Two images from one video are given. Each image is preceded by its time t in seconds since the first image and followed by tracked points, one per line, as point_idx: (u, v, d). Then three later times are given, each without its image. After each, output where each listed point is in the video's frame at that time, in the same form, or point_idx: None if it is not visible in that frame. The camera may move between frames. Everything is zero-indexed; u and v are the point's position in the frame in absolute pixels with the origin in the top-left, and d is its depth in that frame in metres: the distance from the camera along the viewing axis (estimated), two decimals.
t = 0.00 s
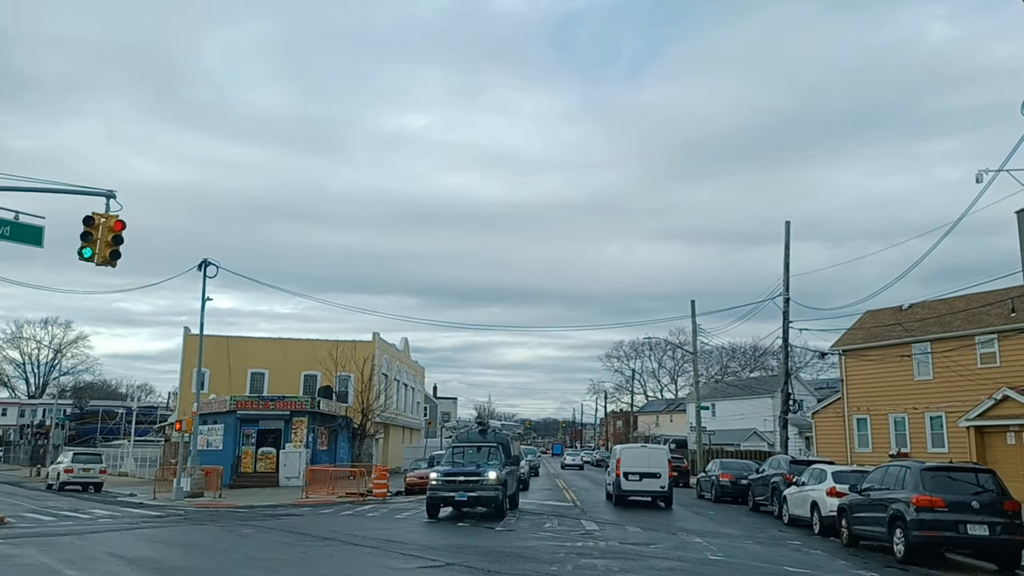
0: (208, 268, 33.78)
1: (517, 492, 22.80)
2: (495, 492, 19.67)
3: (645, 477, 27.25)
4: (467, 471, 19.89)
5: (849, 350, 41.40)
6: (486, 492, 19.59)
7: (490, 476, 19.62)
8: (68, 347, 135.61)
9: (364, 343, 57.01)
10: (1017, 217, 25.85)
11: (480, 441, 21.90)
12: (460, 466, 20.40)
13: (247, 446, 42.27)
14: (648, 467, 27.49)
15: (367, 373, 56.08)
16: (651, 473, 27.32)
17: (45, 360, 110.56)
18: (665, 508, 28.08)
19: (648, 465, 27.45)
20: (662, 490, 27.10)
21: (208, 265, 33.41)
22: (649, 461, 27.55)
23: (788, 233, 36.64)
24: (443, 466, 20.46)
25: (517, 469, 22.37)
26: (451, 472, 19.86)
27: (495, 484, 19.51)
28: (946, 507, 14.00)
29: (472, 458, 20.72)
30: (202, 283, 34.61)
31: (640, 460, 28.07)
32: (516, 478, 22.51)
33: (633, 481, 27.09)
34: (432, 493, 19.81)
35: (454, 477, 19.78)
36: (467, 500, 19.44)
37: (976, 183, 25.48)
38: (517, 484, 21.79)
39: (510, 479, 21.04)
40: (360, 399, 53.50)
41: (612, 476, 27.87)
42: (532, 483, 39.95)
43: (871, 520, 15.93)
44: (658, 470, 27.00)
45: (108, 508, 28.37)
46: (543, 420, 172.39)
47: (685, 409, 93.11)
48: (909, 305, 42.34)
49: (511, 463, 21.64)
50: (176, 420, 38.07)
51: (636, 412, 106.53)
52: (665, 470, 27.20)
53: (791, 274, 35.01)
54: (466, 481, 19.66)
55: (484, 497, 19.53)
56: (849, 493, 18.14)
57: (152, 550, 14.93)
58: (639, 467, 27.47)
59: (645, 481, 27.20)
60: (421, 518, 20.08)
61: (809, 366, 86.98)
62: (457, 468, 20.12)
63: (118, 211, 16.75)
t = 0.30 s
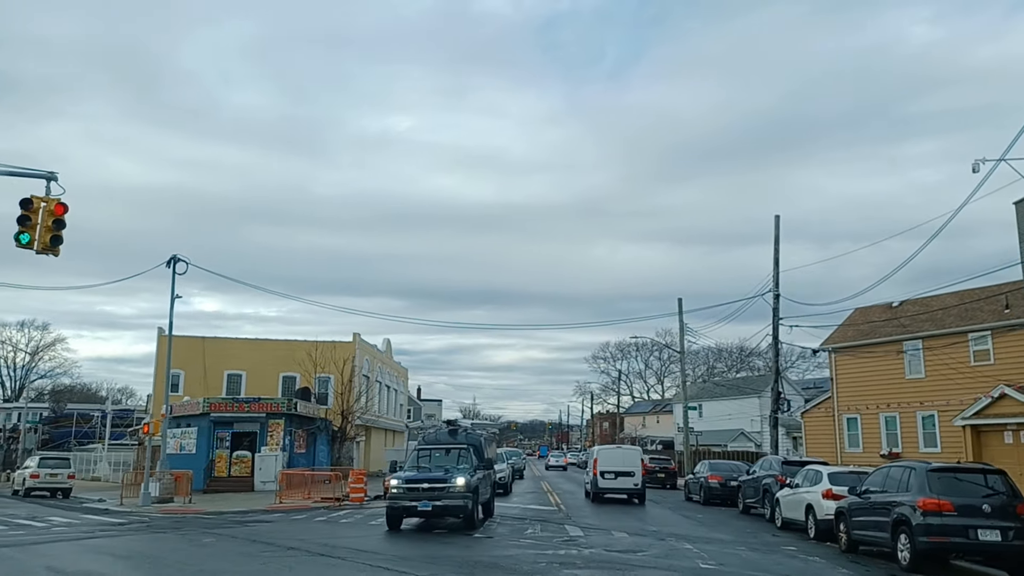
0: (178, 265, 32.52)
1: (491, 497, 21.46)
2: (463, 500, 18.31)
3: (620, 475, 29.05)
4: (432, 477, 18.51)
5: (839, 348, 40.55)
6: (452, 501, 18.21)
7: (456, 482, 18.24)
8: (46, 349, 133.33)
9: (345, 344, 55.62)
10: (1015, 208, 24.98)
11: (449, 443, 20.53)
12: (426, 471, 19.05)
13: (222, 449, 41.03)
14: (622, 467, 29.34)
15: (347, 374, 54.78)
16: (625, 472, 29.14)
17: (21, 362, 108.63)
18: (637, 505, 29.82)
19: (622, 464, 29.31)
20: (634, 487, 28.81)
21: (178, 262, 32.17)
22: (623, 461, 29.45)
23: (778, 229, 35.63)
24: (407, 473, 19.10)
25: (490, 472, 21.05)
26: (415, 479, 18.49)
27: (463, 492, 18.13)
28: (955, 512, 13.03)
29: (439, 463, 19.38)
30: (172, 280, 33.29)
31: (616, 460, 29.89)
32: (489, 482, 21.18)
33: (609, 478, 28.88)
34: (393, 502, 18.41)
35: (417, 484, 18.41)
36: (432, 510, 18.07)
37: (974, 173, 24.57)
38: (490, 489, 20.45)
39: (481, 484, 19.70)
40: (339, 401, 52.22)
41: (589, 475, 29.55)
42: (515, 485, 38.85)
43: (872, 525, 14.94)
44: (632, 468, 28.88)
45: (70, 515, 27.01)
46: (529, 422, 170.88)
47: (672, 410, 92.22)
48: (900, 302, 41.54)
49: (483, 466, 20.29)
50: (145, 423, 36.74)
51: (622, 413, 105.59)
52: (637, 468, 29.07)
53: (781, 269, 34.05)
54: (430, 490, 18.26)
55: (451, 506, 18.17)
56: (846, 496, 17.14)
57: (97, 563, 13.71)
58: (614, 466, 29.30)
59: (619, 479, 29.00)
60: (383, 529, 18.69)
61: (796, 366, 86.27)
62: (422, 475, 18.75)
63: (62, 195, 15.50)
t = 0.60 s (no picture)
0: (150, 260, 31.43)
1: (463, 503, 19.55)
2: (428, 506, 16.38)
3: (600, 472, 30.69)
4: (393, 481, 16.53)
5: (831, 344, 39.74)
6: (416, 507, 16.26)
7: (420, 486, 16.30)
8: (27, 350, 131.54)
9: (328, 343, 54.48)
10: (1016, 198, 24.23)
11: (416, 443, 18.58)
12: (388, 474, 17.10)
13: (200, 450, 39.91)
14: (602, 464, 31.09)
15: (330, 374, 53.68)
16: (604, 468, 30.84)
17: None
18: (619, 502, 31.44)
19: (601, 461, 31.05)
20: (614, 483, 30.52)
21: (151, 257, 31.08)
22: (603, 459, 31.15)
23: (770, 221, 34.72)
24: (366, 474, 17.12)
25: (463, 476, 19.16)
26: (374, 483, 16.52)
27: (428, 497, 16.22)
28: (969, 512, 12.19)
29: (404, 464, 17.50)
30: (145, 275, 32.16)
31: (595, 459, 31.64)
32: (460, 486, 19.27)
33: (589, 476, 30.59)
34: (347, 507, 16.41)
35: (375, 488, 16.44)
36: (392, 517, 16.11)
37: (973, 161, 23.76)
38: (461, 494, 18.55)
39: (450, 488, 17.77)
40: (322, 401, 51.10)
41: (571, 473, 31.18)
42: (501, 484, 37.92)
43: (876, 526, 14.08)
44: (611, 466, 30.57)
45: (35, 520, 25.90)
46: (517, 422, 169.89)
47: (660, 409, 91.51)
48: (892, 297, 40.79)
49: (453, 469, 18.38)
50: (118, 423, 35.60)
51: (610, 412, 104.83)
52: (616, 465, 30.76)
53: (772, 262, 33.24)
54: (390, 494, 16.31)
55: (414, 513, 16.23)
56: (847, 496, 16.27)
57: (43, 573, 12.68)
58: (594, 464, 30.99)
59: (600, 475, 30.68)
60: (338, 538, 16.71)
61: (785, 365, 85.67)
62: (383, 477, 16.78)
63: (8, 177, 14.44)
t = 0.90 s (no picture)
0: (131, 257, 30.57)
1: (437, 512, 17.34)
2: (392, 517, 14.20)
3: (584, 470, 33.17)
4: (350, 488, 14.31)
5: (827, 342, 39.05)
6: (377, 517, 14.07)
7: (382, 494, 14.13)
8: (14, 352, 130.15)
9: (317, 343, 53.63)
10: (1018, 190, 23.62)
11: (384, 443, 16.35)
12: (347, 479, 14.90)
13: (184, 452, 39.06)
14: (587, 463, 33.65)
15: (319, 374, 52.86)
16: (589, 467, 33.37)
17: None
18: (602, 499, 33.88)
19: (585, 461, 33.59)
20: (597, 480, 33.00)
21: (131, 254, 30.27)
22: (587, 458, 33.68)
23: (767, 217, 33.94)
24: (322, 479, 14.91)
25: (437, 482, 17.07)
26: (330, 489, 14.34)
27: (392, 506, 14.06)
28: (982, 516, 11.52)
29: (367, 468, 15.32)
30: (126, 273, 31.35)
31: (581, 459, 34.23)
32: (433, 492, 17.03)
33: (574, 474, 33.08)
34: (298, 517, 14.15)
35: (330, 495, 14.23)
36: (349, 529, 13.90)
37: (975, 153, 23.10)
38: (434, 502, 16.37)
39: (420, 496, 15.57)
40: (311, 403, 50.23)
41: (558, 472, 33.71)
42: (492, 487, 37.16)
43: (882, 530, 13.43)
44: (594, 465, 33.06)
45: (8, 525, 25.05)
46: (509, 423, 169.05)
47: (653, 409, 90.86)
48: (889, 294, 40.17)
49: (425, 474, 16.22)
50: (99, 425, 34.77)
51: (603, 412, 104.16)
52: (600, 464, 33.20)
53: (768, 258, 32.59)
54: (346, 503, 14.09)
55: (375, 524, 14.04)
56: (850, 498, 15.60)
57: None
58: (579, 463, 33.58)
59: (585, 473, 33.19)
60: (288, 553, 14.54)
61: (778, 364, 85.12)
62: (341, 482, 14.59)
63: None
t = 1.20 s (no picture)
0: (112, 252, 29.93)
1: (405, 518, 15.63)
2: (346, 527, 12.54)
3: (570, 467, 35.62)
4: (297, 494, 12.73)
5: (821, 338, 38.57)
6: (327, 527, 12.48)
7: (333, 499, 12.56)
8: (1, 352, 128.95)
9: (306, 341, 52.97)
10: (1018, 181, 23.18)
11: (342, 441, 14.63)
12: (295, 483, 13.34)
13: (170, 452, 38.38)
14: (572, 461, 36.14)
15: (309, 372, 52.19)
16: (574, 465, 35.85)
17: None
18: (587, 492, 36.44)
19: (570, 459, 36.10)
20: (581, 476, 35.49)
21: (114, 249, 29.59)
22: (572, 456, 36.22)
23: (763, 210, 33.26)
24: (267, 483, 13.28)
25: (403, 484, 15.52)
26: (274, 495, 12.72)
27: (344, 513, 12.47)
28: (992, 517, 11.01)
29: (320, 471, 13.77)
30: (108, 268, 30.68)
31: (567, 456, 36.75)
32: (399, 496, 15.31)
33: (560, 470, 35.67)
34: (237, 528, 12.56)
35: (272, 502, 12.66)
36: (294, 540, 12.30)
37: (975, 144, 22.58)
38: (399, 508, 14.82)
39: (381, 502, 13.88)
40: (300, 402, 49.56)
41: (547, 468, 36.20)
42: (484, 487, 36.57)
43: (886, 531, 12.89)
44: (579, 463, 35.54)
45: None
46: (501, 422, 168.73)
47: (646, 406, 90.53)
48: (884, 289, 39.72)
49: (389, 474, 14.68)
50: (82, 424, 34.08)
51: (596, 410, 103.75)
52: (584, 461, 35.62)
53: (763, 252, 32.08)
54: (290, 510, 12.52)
55: (326, 535, 12.44)
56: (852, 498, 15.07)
57: None
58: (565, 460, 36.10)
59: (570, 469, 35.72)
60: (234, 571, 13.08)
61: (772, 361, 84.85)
62: (287, 487, 12.95)
63: None
